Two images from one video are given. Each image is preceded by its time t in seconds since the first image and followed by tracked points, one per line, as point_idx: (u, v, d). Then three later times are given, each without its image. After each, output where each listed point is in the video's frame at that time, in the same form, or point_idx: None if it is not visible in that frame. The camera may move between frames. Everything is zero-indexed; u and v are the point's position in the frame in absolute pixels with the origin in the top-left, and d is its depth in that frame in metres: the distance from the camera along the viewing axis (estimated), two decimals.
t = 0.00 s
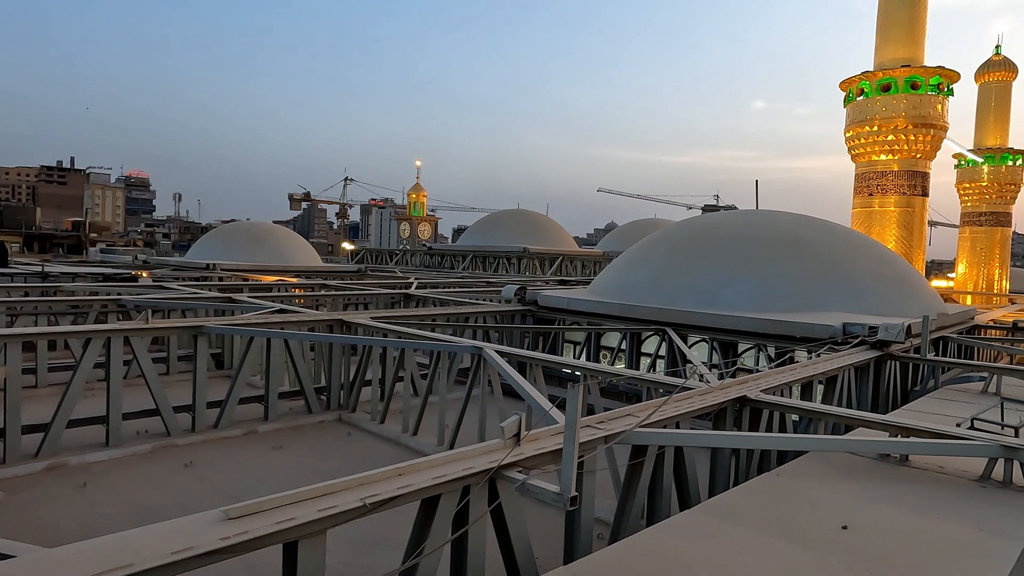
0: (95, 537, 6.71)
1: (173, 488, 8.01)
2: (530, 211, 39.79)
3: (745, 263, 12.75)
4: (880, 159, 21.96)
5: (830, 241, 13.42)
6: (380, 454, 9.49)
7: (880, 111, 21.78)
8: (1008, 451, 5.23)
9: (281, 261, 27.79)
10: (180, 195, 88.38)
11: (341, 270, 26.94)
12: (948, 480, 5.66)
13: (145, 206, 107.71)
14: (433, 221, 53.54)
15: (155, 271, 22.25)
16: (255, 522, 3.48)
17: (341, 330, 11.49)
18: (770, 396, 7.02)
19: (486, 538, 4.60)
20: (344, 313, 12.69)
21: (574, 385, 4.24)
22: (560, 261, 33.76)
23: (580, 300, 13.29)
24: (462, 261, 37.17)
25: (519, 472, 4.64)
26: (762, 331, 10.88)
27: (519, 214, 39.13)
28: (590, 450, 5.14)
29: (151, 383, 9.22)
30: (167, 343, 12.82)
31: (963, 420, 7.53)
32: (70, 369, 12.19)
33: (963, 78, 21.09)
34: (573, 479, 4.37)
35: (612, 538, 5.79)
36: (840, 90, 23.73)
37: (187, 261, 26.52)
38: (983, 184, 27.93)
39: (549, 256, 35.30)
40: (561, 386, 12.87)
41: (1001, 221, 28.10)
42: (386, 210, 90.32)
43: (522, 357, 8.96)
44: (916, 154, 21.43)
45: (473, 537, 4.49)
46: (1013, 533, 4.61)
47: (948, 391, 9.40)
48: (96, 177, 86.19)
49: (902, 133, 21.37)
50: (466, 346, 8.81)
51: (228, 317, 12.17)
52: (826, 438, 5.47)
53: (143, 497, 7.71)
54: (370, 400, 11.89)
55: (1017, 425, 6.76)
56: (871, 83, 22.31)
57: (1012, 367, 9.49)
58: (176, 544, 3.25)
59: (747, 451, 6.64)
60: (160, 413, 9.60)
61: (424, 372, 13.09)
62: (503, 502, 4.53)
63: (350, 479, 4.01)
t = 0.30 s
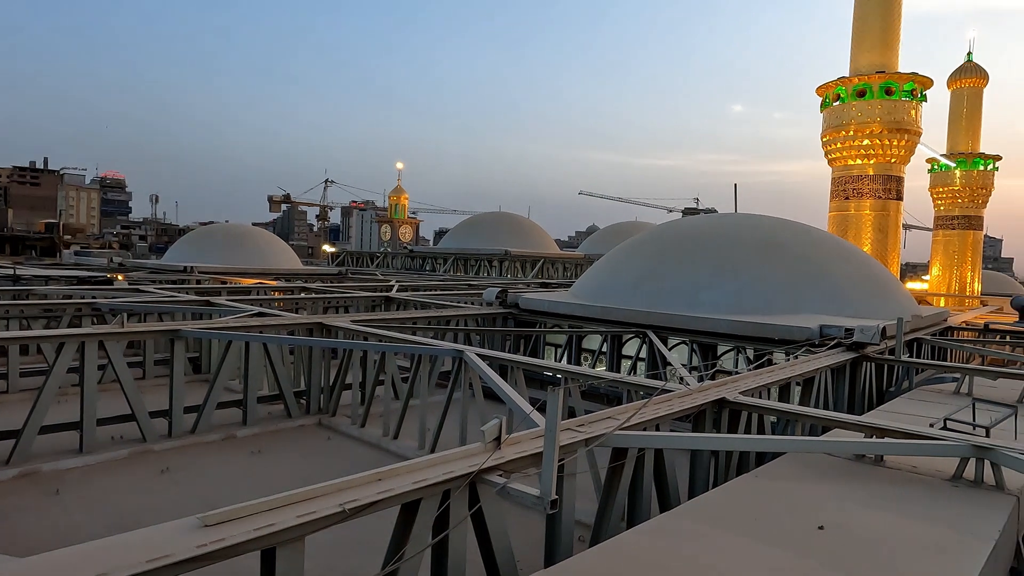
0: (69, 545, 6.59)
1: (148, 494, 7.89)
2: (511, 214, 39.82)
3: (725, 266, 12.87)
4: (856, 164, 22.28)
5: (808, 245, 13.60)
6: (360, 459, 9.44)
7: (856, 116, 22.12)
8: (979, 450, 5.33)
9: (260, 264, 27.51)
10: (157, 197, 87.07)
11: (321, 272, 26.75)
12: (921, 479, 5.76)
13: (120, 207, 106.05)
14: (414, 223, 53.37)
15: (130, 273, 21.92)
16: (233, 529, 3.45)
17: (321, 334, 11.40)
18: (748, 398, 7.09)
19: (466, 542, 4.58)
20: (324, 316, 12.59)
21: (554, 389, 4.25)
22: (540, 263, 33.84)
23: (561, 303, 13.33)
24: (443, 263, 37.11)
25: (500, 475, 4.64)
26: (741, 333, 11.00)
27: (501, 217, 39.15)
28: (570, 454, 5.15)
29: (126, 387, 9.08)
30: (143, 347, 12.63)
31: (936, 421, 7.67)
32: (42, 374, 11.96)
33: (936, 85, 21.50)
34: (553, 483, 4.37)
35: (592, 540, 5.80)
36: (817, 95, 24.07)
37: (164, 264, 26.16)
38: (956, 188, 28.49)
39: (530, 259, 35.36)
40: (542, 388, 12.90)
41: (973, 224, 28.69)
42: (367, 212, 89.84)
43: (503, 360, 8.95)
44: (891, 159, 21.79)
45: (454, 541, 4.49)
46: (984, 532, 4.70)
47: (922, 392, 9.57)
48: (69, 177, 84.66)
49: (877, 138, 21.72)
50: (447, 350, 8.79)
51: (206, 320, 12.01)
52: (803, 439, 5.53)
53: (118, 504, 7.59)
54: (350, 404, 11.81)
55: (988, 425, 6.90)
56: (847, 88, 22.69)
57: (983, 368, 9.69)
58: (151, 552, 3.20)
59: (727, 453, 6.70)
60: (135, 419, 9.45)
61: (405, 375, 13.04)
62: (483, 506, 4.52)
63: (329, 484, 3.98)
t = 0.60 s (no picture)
0: (38, 555, 6.44)
1: (121, 503, 7.75)
2: (491, 217, 39.81)
3: (702, 269, 13.00)
4: (830, 169, 22.64)
5: (783, 249, 13.80)
6: (339, 464, 9.37)
7: (830, 123, 22.49)
8: (949, 451, 5.45)
9: (237, 267, 27.18)
10: (130, 199, 85.38)
11: (299, 276, 26.52)
12: (893, 480, 5.87)
13: (93, 209, 104.13)
14: (394, 226, 53.11)
15: (104, 277, 21.55)
16: (208, 538, 3.40)
17: (299, 338, 11.29)
18: (726, 401, 7.16)
19: (445, 548, 4.57)
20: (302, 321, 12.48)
21: (534, 394, 4.26)
22: (520, 267, 33.88)
23: (540, 307, 13.35)
24: (423, 266, 36.98)
25: (479, 480, 4.63)
26: (718, 336, 11.12)
27: (481, 220, 39.14)
28: (549, 459, 5.16)
29: (99, 394, 8.91)
30: (116, 353, 12.42)
31: (908, 422, 7.82)
32: (12, 380, 11.71)
33: (907, 92, 21.95)
34: (532, 487, 4.38)
35: (572, 544, 5.82)
36: (792, 101, 24.44)
37: (138, 268, 25.75)
38: (927, 194, 29.10)
39: (510, 262, 35.38)
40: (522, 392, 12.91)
41: (943, 229, 29.31)
42: (346, 215, 89.23)
43: (483, 364, 8.94)
44: (865, 165, 22.19)
45: (433, 546, 4.47)
46: (954, 531, 4.80)
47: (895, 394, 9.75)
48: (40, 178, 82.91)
49: (851, 144, 22.09)
50: (426, 354, 8.76)
51: (181, 325, 11.83)
52: (778, 441, 5.61)
53: (90, 512, 7.45)
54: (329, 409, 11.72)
55: (958, 426, 7.05)
56: (820, 95, 23.11)
57: (953, 370, 9.89)
58: (125, 563, 3.15)
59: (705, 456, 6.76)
60: (108, 426, 9.28)
61: (384, 380, 12.97)
62: (463, 511, 4.51)
63: (307, 492, 3.94)
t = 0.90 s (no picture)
0: (10, 566, 6.31)
1: (97, 511, 7.62)
2: (473, 221, 39.82)
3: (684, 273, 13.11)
4: (808, 174, 22.96)
5: (763, 253, 13.97)
6: (320, 470, 9.30)
7: (808, 128, 22.81)
8: (923, 452, 5.54)
9: (216, 271, 26.86)
10: (107, 201, 84.11)
11: (280, 279, 26.31)
12: (870, 481, 5.96)
13: (68, 212, 102.41)
14: (375, 230, 52.89)
15: (79, 281, 21.21)
16: (186, 546, 3.36)
17: (280, 343, 11.20)
18: (705, 404, 7.22)
19: (426, 554, 4.55)
20: (282, 325, 12.37)
21: (515, 399, 4.26)
22: (502, 271, 33.91)
23: (522, 310, 13.37)
24: (405, 270, 36.86)
25: (461, 486, 4.62)
26: (698, 339, 11.22)
27: (463, 224, 39.12)
28: (531, 463, 5.16)
29: (74, 400, 8.76)
30: (91, 359, 12.22)
31: (884, 424, 7.94)
32: None
33: (883, 98, 22.32)
34: (514, 492, 4.37)
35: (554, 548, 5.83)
36: (771, 107, 24.74)
37: (115, 271, 25.37)
38: (903, 198, 29.60)
39: (492, 266, 35.38)
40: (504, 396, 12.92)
41: (918, 233, 29.82)
42: (327, 218, 88.65)
43: (465, 369, 8.92)
44: (842, 169, 22.52)
45: (415, 552, 4.45)
46: (929, 531, 4.88)
47: (871, 396, 9.90)
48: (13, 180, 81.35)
49: (828, 149, 22.42)
50: (408, 358, 8.73)
51: (159, 330, 11.67)
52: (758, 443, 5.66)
53: (64, 521, 7.32)
54: (309, 414, 11.63)
55: (932, 428, 7.17)
56: (799, 101, 23.42)
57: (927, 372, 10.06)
58: (99, 573, 3.09)
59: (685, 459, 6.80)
60: (83, 433, 9.12)
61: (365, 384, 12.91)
62: (445, 517, 4.49)
63: (286, 499, 3.90)
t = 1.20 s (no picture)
0: None
1: (71, 519, 7.49)
2: (455, 224, 39.76)
3: (664, 277, 13.19)
4: (787, 178, 23.23)
5: (742, 256, 14.10)
6: (300, 475, 9.23)
7: (787, 133, 23.09)
8: (898, 453, 5.61)
9: (194, 274, 26.53)
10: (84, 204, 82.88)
11: (259, 283, 26.05)
12: (846, 483, 6.03)
13: (42, 214, 100.53)
14: (357, 233, 52.58)
15: (54, 285, 20.85)
16: (162, 555, 3.32)
17: (259, 347, 11.09)
18: (686, 407, 7.27)
19: (407, 559, 4.53)
20: (262, 329, 12.26)
21: (495, 404, 4.26)
22: (485, 274, 33.92)
23: (504, 314, 13.38)
24: (387, 273, 36.71)
25: (441, 490, 4.60)
26: (679, 343, 11.30)
27: (445, 227, 39.03)
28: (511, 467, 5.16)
29: (47, 406, 8.61)
30: (66, 364, 12.02)
31: (860, 425, 8.05)
32: None
33: (860, 104, 22.67)
34: (493, 497, 4.36)
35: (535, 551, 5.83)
36: (750, 112, 25.01)
37: (90, 275, 24.97)
38: (879, 203, 30.05)
39: (474, 269, 35.35)
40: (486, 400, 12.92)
41: (894, 236, 30.29)
42: (308, 221, 88.00)
43: (446, 373, 8.90)
44: (819, 174, 22.81)
45: (394, 558, 4.43)
46: (903, 531, 4.96)
47: (848, 398, 10.02)
48: None
49: (807, 154, 22.71)
50: (389, 362, 8.68)
51: (136, 334, 11.51)
52: (737, 446, 5.70)
53: (36, 530, 7.17)
54: (290, 419, 11.54)
55: (907, 429, 7.28)
56: (778, 106, 23.69)
57: (902, 374, 10.22)
58: None
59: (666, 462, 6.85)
60: (57, 439, 8.97)
61: (346, 389, 12.84)
62: (425, 522, 4.47)
63: (265, 505, 3.88)
